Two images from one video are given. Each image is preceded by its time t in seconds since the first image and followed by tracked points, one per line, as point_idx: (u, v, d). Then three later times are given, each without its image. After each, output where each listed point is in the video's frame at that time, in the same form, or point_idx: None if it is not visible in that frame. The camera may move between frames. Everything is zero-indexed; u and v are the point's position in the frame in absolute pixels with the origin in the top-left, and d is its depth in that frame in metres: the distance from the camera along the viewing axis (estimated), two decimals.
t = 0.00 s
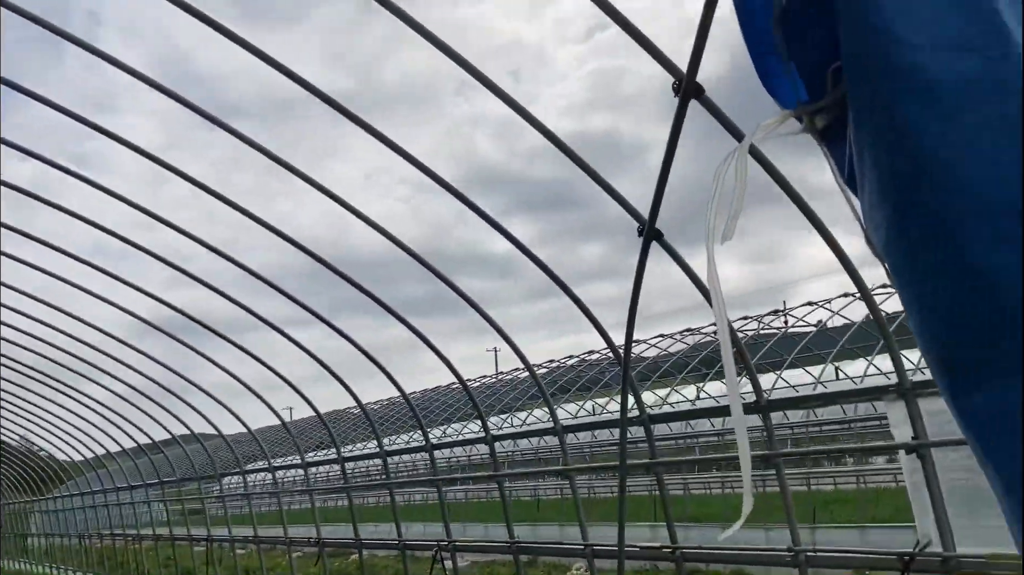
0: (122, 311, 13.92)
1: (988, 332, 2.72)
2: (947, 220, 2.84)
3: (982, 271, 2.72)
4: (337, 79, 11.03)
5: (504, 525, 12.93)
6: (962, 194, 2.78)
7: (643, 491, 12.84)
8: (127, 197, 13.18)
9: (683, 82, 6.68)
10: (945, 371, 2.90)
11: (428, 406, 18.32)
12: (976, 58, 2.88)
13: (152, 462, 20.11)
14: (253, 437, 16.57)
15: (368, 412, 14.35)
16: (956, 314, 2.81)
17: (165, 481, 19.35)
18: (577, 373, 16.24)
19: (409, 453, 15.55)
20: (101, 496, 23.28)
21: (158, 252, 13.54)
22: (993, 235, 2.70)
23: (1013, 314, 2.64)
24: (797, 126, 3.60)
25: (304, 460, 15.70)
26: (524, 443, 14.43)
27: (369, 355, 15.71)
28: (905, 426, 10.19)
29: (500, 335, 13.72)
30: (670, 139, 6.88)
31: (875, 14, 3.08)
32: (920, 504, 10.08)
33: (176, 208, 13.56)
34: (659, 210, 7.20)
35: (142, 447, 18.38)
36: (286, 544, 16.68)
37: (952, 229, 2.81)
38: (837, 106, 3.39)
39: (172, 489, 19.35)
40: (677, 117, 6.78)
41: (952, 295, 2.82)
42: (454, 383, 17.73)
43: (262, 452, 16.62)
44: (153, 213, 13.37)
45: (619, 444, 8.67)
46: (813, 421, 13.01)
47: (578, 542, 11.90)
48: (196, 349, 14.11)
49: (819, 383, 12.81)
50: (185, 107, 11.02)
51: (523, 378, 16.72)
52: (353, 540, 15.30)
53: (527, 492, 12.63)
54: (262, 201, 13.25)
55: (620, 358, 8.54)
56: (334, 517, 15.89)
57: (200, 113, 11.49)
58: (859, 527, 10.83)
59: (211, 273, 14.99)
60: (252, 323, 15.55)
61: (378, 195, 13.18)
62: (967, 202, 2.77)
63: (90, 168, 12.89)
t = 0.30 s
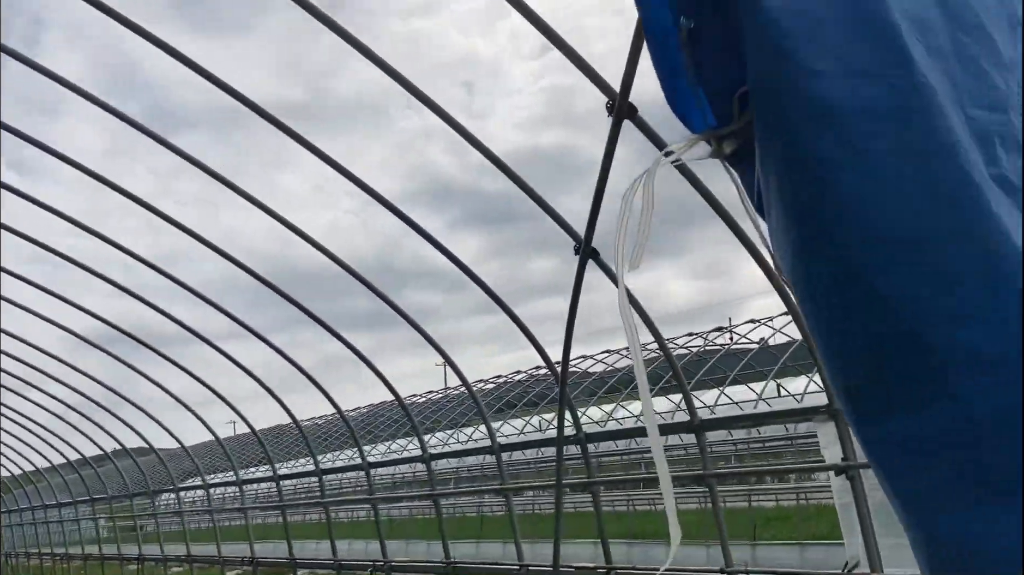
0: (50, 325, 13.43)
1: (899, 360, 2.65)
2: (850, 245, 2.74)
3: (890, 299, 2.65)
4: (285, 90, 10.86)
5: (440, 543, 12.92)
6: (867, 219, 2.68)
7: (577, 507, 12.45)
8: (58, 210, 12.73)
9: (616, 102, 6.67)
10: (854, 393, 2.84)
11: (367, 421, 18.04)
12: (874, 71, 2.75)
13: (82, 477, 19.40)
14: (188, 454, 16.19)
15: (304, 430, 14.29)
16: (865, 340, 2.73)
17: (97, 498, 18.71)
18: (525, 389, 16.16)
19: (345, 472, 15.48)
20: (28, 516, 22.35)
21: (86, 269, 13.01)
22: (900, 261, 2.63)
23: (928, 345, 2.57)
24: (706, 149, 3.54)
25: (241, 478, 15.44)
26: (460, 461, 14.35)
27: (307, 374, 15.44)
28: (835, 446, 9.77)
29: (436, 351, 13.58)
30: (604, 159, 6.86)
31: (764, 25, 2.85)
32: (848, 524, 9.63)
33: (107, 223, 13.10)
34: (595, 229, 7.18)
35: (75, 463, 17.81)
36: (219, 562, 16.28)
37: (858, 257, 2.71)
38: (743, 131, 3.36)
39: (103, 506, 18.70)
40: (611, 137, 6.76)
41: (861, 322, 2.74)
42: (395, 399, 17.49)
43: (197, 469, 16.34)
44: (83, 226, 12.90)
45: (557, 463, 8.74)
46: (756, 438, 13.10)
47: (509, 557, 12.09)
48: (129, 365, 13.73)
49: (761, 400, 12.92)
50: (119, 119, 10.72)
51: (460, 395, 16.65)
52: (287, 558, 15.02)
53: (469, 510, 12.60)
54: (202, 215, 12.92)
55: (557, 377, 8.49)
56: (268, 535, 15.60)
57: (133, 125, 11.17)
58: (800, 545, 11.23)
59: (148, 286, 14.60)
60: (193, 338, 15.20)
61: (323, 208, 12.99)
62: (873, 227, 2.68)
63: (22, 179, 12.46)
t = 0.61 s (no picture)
0: None
1: (827, 371, 2.41)
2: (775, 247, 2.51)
3: (817, 304, 2.41)
4: (250, 98, 10.77)
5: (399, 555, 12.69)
6: (794, 219, 2.46)
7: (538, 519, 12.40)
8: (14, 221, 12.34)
9: (573, 112, 6.66)
10: (784, 409, 2.59)
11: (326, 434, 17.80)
12: (802, 71, 2.56)
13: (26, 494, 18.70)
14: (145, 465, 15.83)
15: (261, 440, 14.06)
16: (792, 349, 2.50)
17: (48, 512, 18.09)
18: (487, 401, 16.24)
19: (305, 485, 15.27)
20: None
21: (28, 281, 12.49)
22: (827, 263, 2.40)
23: (854, 354, 2.33)
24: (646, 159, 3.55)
25: (198, 490, 15.15)
26: (420, 474, 14.29)
27: (267, 387, 15.22)
28: (789, 458, 9.74)
29: (395, 362, 13.42)
30: (561, 169, 6.85)
31: (690, 23, 2.70)
32: (801, 534, 9.53)
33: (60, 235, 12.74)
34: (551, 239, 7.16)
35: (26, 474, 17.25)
36: None
37: (783, 260, 2.49)
38: (680, 142, 3.36)
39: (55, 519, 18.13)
40: (567, 147, 6.75)
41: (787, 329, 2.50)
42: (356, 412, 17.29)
43: (153, 481, 16.07)
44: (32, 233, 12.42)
45: (515, 472, 8.63)
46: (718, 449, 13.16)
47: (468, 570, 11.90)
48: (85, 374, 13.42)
49: (724, 412, 12.97)
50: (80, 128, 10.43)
51: (420, 407, 16.52)
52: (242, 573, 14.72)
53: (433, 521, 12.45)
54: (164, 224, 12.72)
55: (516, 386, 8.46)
56: (224, 549, 15.38)
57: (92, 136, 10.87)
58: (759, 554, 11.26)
59: (105, 296, 14.30)
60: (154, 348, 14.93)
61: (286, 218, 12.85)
62: (798, 227, 2.45)
63: None
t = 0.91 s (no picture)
0: None
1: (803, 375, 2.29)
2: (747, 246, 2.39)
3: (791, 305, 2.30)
4: (242, 106, 10.71)
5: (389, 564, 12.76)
6: (770, 217, 2.35)
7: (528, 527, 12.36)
8: None
9: (556, 117, 6.63)
10: (755, 415, 2.47)
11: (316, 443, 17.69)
12: (775, 70, 2.47)
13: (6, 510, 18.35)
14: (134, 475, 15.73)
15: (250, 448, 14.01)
16: (767, 352, 2.37)
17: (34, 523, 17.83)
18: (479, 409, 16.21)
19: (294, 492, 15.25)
20: None
21: None
22: (802, 262, 2.30)
23: (831, 356, 2.22)
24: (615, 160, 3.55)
25: (187, 500, 15.06)
26: (410, 481, 14.26)
27: (257, 397, 15.12)
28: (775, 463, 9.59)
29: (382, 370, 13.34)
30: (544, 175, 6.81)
31: (659, 21, 2.60)
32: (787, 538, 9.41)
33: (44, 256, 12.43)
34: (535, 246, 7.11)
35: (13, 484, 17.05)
36: None
37: (757, 260, 2.36)
38: (650, 142, 3.36)
39: (42, 530, 17.91)
40: (551, 153, 6.72)
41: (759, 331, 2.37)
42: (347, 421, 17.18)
43: (142, 491, 15.94)
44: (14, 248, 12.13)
45: (503, 481, 8.55)
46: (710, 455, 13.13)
47: None
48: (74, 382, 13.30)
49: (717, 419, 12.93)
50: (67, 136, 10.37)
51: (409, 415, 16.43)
52: None
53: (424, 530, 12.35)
54: (155, 233, 12.66)
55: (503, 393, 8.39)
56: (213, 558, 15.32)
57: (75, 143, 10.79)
58: (751, 562, 11.32)
59: (93, 305, 14.18)
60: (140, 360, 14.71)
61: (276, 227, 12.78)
62: (772, 225, 2.34)
63: None
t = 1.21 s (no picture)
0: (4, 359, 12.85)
1: (834, 375, 2.26)
2: (774, 244, 2.37)
3: (819, 304, 2.27)
4: (274, 114, 10.81)
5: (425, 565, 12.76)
6: (796, 214, 2.33)
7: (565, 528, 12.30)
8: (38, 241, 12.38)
9: (585, 117, 6.61)
10: (790, 414, 2.45)
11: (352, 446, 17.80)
12: (802, 67, 2.43)
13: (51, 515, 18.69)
14: (175, 480, 15.92)
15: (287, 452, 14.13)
16: (795, 348, 2.35)
17: (78, 527, 18.12)
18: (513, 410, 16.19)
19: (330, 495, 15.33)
20: None
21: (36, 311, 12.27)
22: (831, 261, 2.27)
23: (859, 352, 2.19)
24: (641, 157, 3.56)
25: (226, 504, 15.20)
26: (446, 484, 14.28)
27: (293, 402, 15.26)
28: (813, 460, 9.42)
29: (416, 373, 13.38)
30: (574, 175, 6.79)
31: (683, 20, 2.59)
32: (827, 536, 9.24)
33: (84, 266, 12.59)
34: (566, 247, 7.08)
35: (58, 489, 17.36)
36: None
37: (784, 257, 2.35)
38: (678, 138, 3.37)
39: (87, 534, 18.20)
40: (580, 153, 6.70)
41: (787, 330, 2.35)
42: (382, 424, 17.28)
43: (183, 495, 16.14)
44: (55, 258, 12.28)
45: (538, 483, 8.51)
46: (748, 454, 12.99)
47: None
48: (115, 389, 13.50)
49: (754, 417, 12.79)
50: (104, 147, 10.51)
51: (443, 417, 16.49)
52: None
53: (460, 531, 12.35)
54: (192, 240, 12.80)
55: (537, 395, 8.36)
56: (253, 561, 15.49)
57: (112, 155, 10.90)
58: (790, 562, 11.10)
59: (133, 312, 14.38)
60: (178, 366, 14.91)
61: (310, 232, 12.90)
62: (800, 223, 2.32)
63: None
